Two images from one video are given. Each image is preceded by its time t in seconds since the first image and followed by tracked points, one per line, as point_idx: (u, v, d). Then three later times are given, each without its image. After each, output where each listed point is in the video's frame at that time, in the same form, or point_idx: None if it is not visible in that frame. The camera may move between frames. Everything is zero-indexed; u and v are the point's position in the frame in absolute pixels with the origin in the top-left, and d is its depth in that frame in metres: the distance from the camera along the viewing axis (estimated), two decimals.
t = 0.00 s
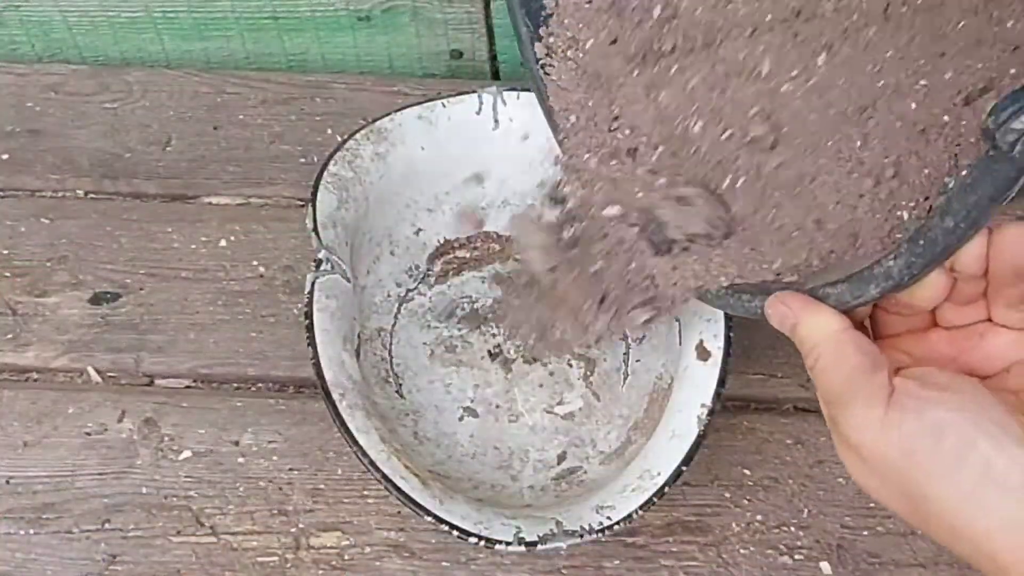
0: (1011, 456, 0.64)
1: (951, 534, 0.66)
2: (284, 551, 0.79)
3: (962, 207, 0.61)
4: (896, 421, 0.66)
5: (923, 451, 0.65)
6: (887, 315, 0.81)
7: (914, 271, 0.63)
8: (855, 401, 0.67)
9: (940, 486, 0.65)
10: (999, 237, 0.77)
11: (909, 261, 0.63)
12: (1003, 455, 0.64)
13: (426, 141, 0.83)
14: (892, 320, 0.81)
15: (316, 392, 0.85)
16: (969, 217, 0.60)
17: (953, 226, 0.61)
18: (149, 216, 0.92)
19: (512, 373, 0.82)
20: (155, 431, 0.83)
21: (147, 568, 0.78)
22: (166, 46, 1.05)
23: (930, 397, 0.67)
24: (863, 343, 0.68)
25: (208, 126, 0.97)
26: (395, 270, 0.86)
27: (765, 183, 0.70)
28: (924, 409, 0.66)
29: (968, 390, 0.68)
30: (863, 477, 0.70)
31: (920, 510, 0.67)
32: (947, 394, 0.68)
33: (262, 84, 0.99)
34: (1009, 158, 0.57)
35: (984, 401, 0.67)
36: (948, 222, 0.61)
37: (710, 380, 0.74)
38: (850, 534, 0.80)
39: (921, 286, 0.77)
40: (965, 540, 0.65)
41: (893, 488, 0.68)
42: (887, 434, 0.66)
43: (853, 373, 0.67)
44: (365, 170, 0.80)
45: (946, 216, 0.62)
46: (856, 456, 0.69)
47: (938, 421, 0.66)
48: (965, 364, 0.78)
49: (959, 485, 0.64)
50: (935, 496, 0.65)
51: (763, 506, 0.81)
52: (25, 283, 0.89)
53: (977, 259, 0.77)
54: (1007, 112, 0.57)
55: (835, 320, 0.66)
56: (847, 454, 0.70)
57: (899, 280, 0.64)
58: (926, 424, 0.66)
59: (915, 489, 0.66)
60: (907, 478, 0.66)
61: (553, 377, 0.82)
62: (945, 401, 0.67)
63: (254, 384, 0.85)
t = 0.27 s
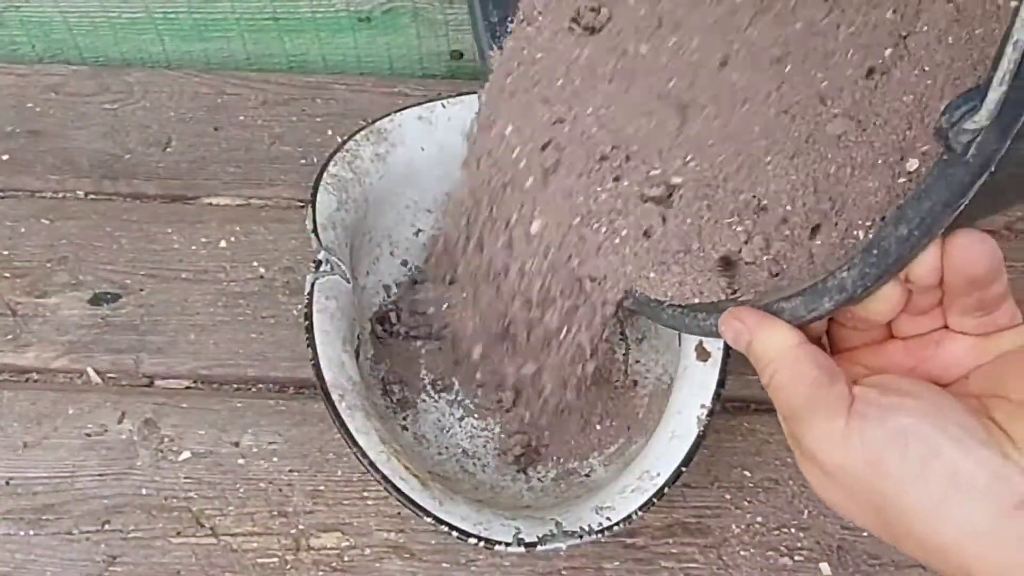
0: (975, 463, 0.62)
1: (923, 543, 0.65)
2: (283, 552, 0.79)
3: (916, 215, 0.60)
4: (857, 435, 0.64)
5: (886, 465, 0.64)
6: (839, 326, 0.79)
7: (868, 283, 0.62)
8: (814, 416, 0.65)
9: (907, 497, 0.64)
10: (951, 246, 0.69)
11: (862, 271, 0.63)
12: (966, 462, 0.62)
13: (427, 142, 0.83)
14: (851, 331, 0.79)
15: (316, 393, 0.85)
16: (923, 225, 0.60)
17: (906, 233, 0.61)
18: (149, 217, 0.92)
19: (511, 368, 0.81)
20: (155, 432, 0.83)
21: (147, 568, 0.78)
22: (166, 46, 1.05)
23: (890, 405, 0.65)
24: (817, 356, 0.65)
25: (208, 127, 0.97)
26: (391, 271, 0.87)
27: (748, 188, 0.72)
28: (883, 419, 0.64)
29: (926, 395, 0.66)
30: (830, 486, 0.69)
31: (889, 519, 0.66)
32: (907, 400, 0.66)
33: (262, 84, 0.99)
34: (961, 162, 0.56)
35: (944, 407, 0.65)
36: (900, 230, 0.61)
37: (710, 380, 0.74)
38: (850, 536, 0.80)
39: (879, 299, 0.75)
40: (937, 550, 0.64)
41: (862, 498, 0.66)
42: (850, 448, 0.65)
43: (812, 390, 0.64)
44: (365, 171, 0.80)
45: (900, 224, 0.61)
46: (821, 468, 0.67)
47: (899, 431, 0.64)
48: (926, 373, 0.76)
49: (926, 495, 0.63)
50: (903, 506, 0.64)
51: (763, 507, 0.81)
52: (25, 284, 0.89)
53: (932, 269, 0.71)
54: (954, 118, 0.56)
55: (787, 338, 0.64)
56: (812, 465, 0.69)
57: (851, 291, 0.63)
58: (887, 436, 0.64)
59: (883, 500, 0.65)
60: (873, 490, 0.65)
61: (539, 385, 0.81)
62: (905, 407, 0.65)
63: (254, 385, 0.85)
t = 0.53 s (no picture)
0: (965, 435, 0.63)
1: (912, 514, 0.65)
2: (283, 552, 0.79)
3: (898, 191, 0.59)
4: (847, 407, 0.64)
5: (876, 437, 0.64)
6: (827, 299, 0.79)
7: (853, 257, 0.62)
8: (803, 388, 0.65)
9: (896, 469, 0.64)
10: (937, 223, 0.70)
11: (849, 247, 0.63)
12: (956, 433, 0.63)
13: (426, 142, 0.83)
14: (837, 305, 0.79)
15: (315, 393, 0.85)
16: (905, 201, 0.59)
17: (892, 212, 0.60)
18: (149, 217, 0.92)
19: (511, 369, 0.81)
20: (154, 432, 0.83)
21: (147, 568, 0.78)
22: (165, 47, 1.05)
23: (877, 375, 0.65)
24: (806, 329, 0.66)
25: (208, 127, 0.97)
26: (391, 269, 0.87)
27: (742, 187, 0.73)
28: (872, 391, 0.64)
29: (912, 367, 0.67)
30: (815, 458, 0.68)
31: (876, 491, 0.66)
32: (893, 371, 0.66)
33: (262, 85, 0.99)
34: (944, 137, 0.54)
35: (931, 379, 0.66)
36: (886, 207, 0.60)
37: (711, 379, 0.74)
38: (850, 536, 0.80)
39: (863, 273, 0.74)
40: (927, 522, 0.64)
41: (849, 469, 0.66)
42: (839, 419, 0.64)
43: (802, 361, 0.65)
44: (364, 172, 0.80)
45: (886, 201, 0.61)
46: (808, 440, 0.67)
47: (888, 403, 0.64)
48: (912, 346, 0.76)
49: (916, 466, 0.63)
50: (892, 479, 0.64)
51: (763, 507, 0.81)
52: (25, 284, 0.89)
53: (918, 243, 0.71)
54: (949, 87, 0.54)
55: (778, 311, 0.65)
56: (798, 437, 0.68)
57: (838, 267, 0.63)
58: (876, 408, 0.64)
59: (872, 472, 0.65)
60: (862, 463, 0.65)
61: (538, 383, 0.81)
62: (893, 379, 0.65)
63: (254, 385, 0.85)
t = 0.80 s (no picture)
0: (980, 471, 0.63)
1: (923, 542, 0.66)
2: (283, 553, 0.79)
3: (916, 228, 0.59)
4: (863, 442, 0.64)
5: (891, 472, 0.64)
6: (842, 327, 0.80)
7: (872, 292, 0.62)
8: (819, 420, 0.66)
9: (908, 501, 0.65)
10: (953, 257, 0.71)
11: (866, 281, 0.62)
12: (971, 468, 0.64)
13: (426, 142, 0.83)
14: (854, 334, 0.79)
15: (314, 393, 0.85)
16: (923, 240, 0.58)
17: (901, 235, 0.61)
18: (148, 217, 0.92)
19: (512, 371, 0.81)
20: (154, 433, 0.83)
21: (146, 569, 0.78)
22: (165, 47, 1.05)
23: (895, 407, 0.65)
24: (821, 359, 0.66)
25: (207, 127, 0.97)
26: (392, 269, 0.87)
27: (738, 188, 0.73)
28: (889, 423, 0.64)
29: (929, 397, 0.66)
30: (829, 481, 0.69)
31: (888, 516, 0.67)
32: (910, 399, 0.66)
33: (262, 85, 0.99)
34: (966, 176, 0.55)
35: (948, 409, 0.66)
36: (902, 244, 0.60)
37: (711, 381, 0.74)
38: (850, 536, 0.80)
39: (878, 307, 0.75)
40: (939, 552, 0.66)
41: (862, 498, 0.67)
42: (854, 453, 0.65)
43: (818, 394, 0.65)
44: (362, 171, 0.80)
45: (901, 236, 0.60)
46: (823, 467, 0.68)
47: (906, 437, 0.64)
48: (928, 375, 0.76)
49: (930, 500, 0.64)
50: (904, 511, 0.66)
51: (763, 508, 0.81)
52: (24, 284, 0.89)
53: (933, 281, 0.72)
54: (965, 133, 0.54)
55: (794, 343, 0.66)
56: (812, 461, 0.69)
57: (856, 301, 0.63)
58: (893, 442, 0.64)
59: (885, 503, 0.66)
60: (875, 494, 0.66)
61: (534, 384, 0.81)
62: (911, 409, 0.65)
63: (253, 386, 0.85)
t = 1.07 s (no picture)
0: (982, 425, 0.64)
1: (935, 506, 0.66)
2: (283, 552, 0.79)
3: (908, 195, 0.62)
4: (862, 404, 0.66)
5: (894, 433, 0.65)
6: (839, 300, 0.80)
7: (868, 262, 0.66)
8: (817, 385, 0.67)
9: (915, 462, 0.65)
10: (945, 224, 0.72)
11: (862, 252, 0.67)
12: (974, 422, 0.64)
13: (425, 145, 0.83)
14: (853, 307, 0.80)
15: (313, 394, 0.85)
16: (918, 204, 0.62)
17: (902, 213, 0.63)
18: (148, 217, 0.92)
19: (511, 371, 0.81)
20: (153, 433, 0.83)
21: (146, 569, 0.78)
22: (165, 47, 1.05)
23: (892, 368, 0.67)
24: (817, 329, 0.68)
25: (206, 127, 0.97)
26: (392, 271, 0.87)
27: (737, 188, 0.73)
28: (886, 382, 0.66)
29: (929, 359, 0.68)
30: (837, 456, 0.70)
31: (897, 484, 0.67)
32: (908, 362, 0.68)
33: (261, 85, 0.99)
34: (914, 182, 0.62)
35: (947, 369, 0.67)
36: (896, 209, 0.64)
37: (709, 381, 0.75)
38: (850, 536, 0.80)
39: (877, 275, 0.75)
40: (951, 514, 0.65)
41: (870, 465, 0.68)
42: (855, 415, 0.66)
43: (815, 362, 0.67)
44: (362, 172, 0.80)
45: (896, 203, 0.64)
46: (829, 438, 0.69)
47: (904, 395, 0.65)
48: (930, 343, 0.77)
49: (937, 458, 0.65)
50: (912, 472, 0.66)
51: (762, 507, 0.81)
52: (23, 284, 0.89)
53: (931, 245, 0.73)
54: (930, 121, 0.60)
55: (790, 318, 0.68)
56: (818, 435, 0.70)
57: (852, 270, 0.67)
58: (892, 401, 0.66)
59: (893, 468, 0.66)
60: (881, 457, 0.66)
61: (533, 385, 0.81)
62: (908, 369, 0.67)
63: (253, 386, 0.85)
